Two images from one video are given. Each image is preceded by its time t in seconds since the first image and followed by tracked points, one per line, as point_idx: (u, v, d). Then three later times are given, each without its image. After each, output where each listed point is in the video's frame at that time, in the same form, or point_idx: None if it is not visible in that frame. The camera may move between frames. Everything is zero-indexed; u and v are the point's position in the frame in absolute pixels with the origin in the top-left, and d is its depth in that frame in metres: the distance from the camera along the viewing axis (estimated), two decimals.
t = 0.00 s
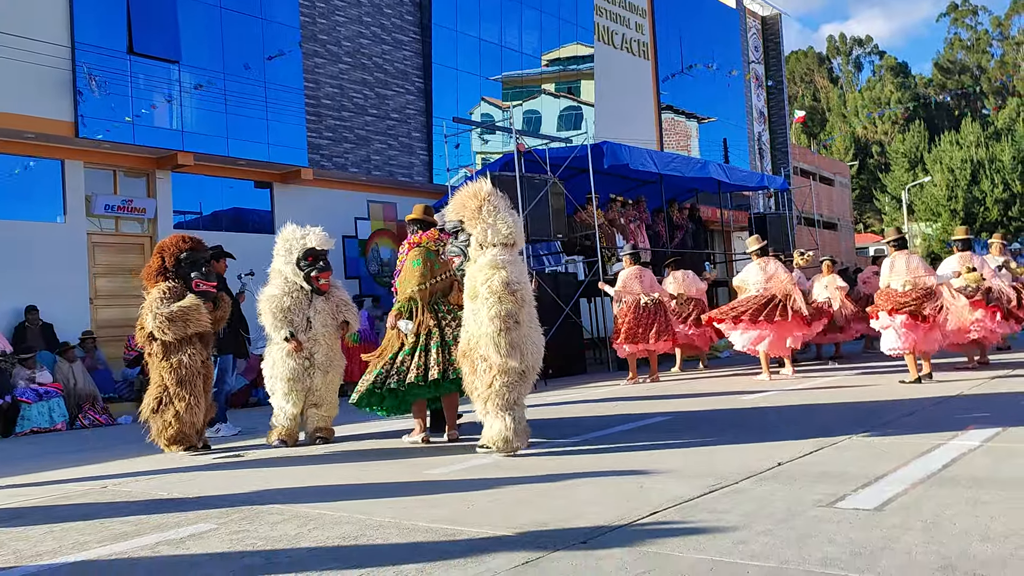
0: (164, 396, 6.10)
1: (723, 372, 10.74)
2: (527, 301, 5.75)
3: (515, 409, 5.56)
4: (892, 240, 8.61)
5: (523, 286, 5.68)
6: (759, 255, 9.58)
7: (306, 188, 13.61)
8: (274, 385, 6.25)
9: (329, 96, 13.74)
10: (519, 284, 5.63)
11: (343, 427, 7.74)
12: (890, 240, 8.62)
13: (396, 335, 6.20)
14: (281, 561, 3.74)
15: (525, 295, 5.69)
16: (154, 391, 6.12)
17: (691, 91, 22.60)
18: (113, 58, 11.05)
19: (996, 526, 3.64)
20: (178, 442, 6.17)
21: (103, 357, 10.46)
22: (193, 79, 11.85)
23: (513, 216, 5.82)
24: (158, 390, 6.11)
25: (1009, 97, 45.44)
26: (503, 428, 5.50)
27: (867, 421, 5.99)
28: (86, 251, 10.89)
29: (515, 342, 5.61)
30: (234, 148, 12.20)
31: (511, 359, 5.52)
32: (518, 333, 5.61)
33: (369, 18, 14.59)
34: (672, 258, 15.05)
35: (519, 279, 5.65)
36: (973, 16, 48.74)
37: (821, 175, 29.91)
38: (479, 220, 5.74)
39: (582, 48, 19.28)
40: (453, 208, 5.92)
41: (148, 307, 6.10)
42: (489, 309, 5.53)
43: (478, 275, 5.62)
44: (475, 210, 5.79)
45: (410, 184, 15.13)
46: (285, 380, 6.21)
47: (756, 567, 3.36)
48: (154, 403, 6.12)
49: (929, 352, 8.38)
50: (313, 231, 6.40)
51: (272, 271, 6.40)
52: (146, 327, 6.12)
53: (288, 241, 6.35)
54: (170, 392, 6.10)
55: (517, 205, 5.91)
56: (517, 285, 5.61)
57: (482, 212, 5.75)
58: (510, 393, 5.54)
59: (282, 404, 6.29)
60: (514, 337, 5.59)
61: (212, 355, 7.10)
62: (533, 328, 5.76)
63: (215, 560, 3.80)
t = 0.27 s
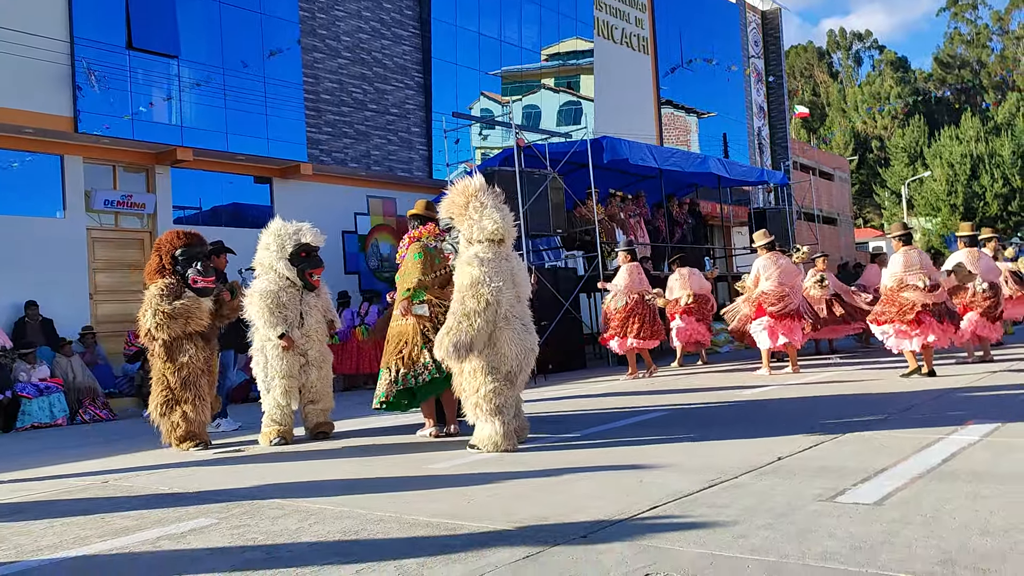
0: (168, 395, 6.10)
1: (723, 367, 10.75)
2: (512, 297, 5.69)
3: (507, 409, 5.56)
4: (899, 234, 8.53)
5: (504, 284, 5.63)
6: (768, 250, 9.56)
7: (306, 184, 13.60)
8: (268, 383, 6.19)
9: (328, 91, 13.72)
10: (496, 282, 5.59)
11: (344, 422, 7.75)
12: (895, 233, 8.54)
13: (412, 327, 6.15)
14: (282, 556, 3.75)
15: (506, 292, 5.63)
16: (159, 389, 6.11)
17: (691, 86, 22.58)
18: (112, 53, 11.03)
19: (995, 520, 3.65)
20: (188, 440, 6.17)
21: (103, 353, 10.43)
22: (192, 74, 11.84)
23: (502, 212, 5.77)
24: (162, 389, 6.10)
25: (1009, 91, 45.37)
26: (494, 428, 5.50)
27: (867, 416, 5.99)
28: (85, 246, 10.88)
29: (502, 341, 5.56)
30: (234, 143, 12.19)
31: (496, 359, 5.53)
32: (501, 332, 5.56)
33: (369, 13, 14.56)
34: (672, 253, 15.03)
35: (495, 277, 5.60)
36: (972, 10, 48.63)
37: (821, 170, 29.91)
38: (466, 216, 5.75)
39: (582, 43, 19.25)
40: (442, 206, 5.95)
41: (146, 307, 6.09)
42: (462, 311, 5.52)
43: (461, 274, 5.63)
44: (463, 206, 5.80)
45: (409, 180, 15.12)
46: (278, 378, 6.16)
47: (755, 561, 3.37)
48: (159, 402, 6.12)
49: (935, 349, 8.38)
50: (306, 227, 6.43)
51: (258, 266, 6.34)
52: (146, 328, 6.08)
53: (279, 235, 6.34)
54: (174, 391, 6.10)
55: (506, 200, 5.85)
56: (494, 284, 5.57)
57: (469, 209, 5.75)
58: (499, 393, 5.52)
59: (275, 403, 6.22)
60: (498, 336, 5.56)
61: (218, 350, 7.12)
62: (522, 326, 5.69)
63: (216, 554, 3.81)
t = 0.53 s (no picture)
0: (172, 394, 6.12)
1: (725, 363, 10.74)
2: (500, 292, 5.67)
3: (505, 405, 5.57)
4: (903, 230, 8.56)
5: (489, 278, 5.63)
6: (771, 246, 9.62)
7: (308, 179, 13.60)
8: (271, 379, 6.20)
9: (330, 87, 13.71)
10: (481, 277, 5.60)
11: (347, 417, 7.76)
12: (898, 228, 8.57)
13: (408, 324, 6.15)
14: (285, 551, 3.76)
15: (491, 286, 5.62)
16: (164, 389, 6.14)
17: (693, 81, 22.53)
18: (114, 49, 11.01)
19: (998, 515, 3.65)
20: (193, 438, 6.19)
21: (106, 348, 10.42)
22: (194, 70, 11.82)
23: (494, 208, 5.77)
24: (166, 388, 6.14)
25: (1013, 86, 45.21)
26: (491, 426, 5.51)
27: (870, 411, 5.99)
28: (88, 242, 10.89)
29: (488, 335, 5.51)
30: (236, 139, 12.18)
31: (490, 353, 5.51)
32: (490, 327, 5.52)
33: (371, 8, 14.53)
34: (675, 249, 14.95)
35: (477, 271, 5.60)
36: (976, 5, 48.44)
37: (824, 165, 29.86)
38: (456, 210, 5.81)
39: (584, 38, 19.20)
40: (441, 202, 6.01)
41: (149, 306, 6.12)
42: (431, 290, 5.58)
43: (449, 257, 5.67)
44: (454, 200, 5.85)
45: (412, 175, 15.12)
46: (278, 374, 6.18)
47: (758, 556, 3.38)
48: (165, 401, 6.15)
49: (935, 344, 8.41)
50: (302, 221, 6.39)
51: (254, 260, 6.31)
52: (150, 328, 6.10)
53: (274, 229, 6.28)
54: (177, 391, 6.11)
55: (496, 194, 5.83)
56: (477, 277, 5.58)
57: (458, 203, 5.80)
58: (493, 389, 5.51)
59: (277, 400, 6.24)
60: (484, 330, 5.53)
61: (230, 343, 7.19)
62: (513, 322, 5.66)
63: (219, 549, 3.82)
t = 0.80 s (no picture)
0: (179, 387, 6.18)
1: (729, 359, 10.74)
2: (501, 287, 5.68)
3: (510, 399, 5.59)
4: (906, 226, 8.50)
5: (489, 273, 5.66)
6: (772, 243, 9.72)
7: (312, 175, 13.60)
8: (277, 375, 6.21)
9: (334, 83, 13.70)
10: (481, 270, 5.63)
11: (351, 413, 7.78)
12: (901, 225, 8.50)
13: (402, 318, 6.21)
14: (290, 546, 3.77)
15: (491, 281, 5.65)
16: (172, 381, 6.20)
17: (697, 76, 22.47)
18: (118, 45, 11.00)
19: (1002, 512, 3.65)
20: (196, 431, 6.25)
21: (110, 343, 10.42)
22: (198, 66, 11.82)
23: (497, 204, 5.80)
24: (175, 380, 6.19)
25: (1018, 82, 45.01)
26: (499, 422, 5.52)
27: (874, 408, 5.99)
28: (91, 237, 10.90)
29: (490, 329, 5.52)
30: (240, 135, 12.18)
31: (497, 347, 5.50)
32: (492, 321, 5.53)
33: (374, 4, 14.50)
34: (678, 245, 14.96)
35: (475, 265, 5.64)
36: None
37: (828, 161, 29.79)
38: (459, 206, 5.84)
39: (588, 33, 19.15)
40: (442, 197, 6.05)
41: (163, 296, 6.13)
42: (429, 274, 5.62)
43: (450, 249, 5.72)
44: (458, 195, 5.88)
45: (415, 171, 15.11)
46: (284, 371, 6.19)
47: (762, 553, 3.39)
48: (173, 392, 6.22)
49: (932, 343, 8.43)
50: (314, 217, 6.39)
51: (268, 256, 6.39)
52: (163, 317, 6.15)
53: (286, 226, 6.35)
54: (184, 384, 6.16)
55: (499, 190, 5.85)
56: (476, 270, 5.62)
57: (462, 198, 5.83)
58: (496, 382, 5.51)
59: (285, 395, 6.27)
60: (485, 323, 5.54)
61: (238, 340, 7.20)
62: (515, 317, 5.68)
63: (225, 545, 3.84)
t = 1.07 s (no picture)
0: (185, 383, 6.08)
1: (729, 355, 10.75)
2: (506, 287, 5.76)
3: (501, 395, 5.62)
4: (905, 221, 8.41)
5: (499, 273, 5.68)
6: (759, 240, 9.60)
7: (312, 171, 13.59)
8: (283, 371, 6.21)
9: (335, 79, 13.69)
10: (495, 271, 5.64)
11: (352, 410, 7.80)
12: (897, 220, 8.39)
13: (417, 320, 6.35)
14: (291, 543, 3.79)
15: (501, 281, 5.69)
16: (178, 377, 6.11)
17: (698, 72, 22.44)
18: (120, 41, 10.99)
19: (1002, 508, 3.66)
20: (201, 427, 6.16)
21: (112, 340, 10.43)
22: (199, 62, 11.81)
23: (498, 201, 5.85)
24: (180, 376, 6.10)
25: (1020, 77, 44.87)
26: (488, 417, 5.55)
27: (874, 405, 6.00)
28: (93, 233, 10.91)
29: (496, 327, 5.61)
30: (241, 131, 12.18)
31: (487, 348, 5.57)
32: (497, 322, 5.61)
33: None
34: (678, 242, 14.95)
35: (491, 266, 5.64)
36: None
37: (829, 157, 29.76)
38: (462, 206, 5.81)
39: (589, 29, 19.12)
40: (439, 195, 6.03)
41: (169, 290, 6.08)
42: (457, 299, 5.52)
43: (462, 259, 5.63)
44: (459, 195, 5.86)
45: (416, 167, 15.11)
46: (291, 367, 6.17)
47: (762, 549, 3.40)
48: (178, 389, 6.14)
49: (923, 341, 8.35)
50: (320, 214, 6.43)
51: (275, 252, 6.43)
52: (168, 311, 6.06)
53: (293, 222, 6.39)
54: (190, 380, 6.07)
55: (501, 189, 5.91)
56: (492, 272, 5.62)
57: (466, 198, 5.81)
58: (494, 379, 5.58)
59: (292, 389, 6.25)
60: (495, 325, 5.60)
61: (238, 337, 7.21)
62: (516, 316, 5.75)
63: (226, 541, 3.86)
